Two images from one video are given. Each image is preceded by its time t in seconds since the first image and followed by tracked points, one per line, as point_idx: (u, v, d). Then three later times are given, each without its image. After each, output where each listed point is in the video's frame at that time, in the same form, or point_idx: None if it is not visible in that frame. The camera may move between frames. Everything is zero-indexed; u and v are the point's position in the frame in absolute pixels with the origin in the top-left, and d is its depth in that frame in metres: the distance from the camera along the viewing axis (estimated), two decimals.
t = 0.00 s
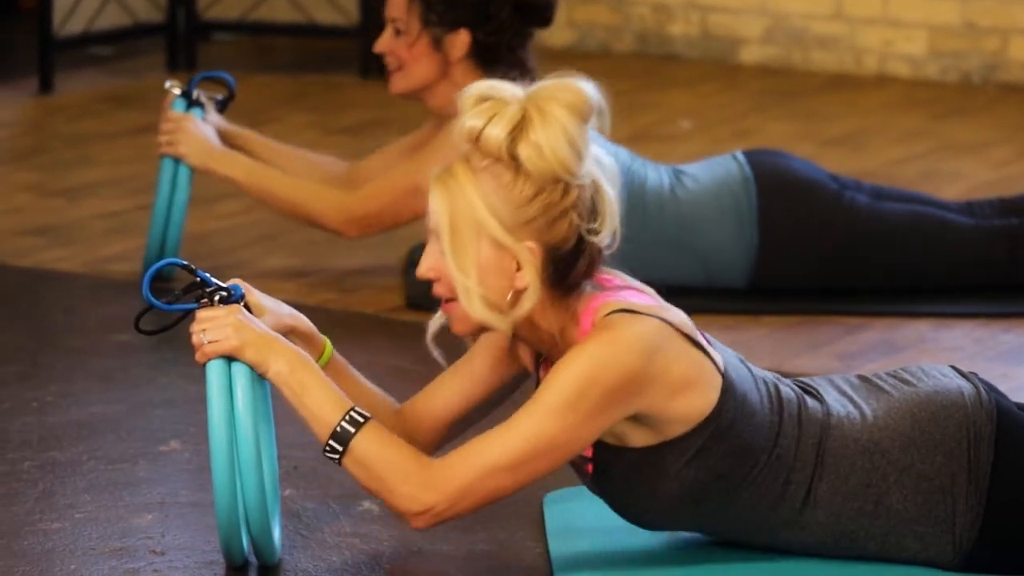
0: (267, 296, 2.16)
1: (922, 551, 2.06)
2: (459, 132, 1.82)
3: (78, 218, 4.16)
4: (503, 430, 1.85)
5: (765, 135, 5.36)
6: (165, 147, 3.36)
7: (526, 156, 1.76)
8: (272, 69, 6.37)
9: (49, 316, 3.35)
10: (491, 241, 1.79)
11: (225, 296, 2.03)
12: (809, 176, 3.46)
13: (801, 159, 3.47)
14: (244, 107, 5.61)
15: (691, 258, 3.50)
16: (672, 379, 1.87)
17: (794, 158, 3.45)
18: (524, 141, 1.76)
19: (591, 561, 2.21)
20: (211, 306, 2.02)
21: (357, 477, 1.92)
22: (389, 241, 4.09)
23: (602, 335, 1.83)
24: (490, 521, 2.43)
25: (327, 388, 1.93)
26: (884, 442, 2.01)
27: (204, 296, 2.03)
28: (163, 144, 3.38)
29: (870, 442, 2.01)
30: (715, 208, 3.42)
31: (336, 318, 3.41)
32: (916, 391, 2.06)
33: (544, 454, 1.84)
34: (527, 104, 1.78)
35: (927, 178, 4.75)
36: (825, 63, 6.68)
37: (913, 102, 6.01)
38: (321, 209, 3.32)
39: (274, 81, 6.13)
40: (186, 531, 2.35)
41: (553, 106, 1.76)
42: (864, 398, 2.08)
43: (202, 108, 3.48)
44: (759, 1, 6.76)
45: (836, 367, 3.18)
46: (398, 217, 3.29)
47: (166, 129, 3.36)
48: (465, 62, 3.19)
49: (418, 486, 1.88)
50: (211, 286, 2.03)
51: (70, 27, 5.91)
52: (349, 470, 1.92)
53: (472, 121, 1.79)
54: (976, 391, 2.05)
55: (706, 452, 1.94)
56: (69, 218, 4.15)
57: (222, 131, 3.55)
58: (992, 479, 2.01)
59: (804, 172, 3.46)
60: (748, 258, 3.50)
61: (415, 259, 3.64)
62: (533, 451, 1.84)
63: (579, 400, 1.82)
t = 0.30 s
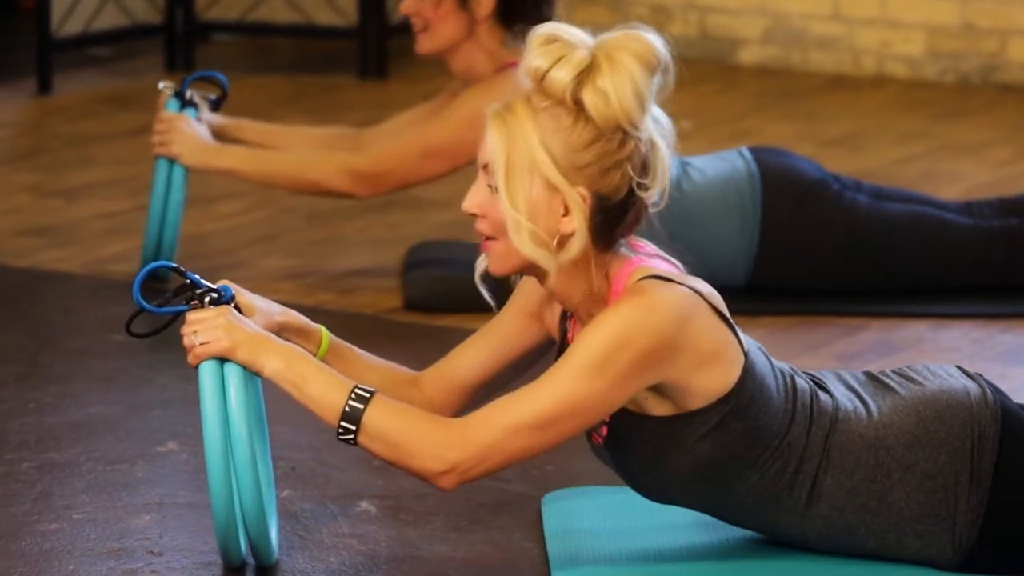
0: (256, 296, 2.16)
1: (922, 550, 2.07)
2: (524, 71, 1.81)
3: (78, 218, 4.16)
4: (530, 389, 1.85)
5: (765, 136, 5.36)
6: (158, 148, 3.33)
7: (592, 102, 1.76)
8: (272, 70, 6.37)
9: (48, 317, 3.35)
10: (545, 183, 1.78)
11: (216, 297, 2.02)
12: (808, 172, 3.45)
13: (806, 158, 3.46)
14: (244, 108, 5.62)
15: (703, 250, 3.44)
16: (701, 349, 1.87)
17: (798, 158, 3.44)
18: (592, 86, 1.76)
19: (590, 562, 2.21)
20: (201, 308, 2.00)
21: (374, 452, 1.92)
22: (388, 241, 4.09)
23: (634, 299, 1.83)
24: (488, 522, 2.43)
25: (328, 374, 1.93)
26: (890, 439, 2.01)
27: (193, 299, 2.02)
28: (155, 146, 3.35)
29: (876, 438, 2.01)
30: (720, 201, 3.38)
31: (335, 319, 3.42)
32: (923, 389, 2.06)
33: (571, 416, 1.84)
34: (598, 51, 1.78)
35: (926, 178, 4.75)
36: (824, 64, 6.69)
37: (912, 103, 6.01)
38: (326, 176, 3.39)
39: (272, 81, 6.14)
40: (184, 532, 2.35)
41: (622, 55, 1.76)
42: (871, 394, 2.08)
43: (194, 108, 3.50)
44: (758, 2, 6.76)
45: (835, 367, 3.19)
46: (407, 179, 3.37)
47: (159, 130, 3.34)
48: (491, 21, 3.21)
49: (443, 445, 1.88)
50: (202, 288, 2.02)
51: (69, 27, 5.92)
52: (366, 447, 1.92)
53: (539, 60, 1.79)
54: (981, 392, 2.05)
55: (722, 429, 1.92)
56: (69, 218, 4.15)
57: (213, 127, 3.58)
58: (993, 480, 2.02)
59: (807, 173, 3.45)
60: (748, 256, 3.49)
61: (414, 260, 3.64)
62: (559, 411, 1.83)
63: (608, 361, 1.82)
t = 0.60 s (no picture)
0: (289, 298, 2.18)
1: (919, 549, 2.07)
2: (579, 52, 1.82)
3: (77, 218, 4.16)
4: (548, 384, 1.85)
5: (763, 137, 5.36)
6: (183, 151, 3.39)
7: (657, 91, 1.79)
8: (271, 70, 6.37)
9: (46, 318, 3.35)
10: (598, 163, 1.80)
11: (253, 294, 2.03)
12: (806, 172, 3.46)
13: (805, 159, 3.47)
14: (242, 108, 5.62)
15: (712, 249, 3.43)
16: (710, 333, 1.88)
17: (797, 158, 3.45)
18: (657, 76, 1.79)
19: (589, 563, 2.20)
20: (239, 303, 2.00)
21: (404, 455, 1.92)
22: (386, 242, 4.09)
23: (641, 283, 1.84)
24: (485, 524, 2.43)
25: (357, 374, 1.93)
26: (887, 439, 2.01)
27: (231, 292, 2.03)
28: (182, 148, 3.40)
29: (873, 438, 2.01)
30: (720, 202, 3.38)
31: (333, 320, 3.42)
32: (920, 390, 2.06)
33: (591, 409, 1.84)
34: (654, 45, 1.82)
35: (925, 179, 4.75)
36: (823, 64, 6.69)
37: (911, 103, 6.01)
38: (347, 190, 3.39)
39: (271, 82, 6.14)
40: (182, 533, 2.35)
41: (681, 52, 1.81)
42: (869, 394, 2.08)
43: (223, 117, 3.52)
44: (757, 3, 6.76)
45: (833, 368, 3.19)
46: (422, 189, 3.36)
47: (186, 134, 3.38)
48: (498, 19, 3.21)
49: (467, 449, 1.88)
50: (241, 284, 2.03)
51: (68, 28, 5.92)
52: (394, 448, 1.92)
53: (603, 47, 1.81)
54: (978, 392, 2.05)
55: (721, 423, 1.92)
56: (68, 219, 4.15)
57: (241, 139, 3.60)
58: (991, 480, 2.02)
59: (807, 173, 3.46)
60: (748, 256, 3.48)
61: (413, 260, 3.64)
62: (579, 405, 1.83)
63: (623, 346, 1.83)
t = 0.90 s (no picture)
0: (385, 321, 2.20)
1: (919, 547, 2.07)
2: (613, 29, 1.87)
3: (75, 219, 4.16)
4: (605, 387, 1.84)
5: (758, 138, 5.36)
6: (217, 165, 3.42)
7: (692, 69, 1.84)
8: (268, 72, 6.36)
9: (43, 318, 3.35)
10: (642, 135, 1.83)
11: (366, 305, 2.04)
12: (806, 172, 3.45)
13: (805, 159, 3.45)
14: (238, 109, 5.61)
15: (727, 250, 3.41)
16: (740, 304, 1.88)
17: (798, 158, 3.43)
18: (691, 53, 1.85)
19: (589, 564, 2.20)
20: (349, 307, 2.03)
21: (494, 476, 1.92)
22: (383, 243, 4.09)
23: (669, 263, 1.84)
24: (482, 524, 2.43)
25: (445, 397, 1.94)
26: (892, 435, 2.01)
27: (345, 296, 2.04)
28: (216, 160, 3.43)
29: (879, 433, 2.01)
30: (724, 204, 3.35)
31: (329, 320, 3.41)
32: (927, 388, 2.06)
33: (652, 401, 1.83)
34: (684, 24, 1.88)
35: (922, 180, 4.75)
36: (819, 65, 6.69)
37: (907, 104, 6.01)
38: (375, 202, 3.38)
39: (267, 83, 6.13)
40: (179, 534, 2.34)
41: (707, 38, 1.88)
42: (878, 390, 2.07)
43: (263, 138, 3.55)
44: (755, 3, 6.76)
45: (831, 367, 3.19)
46: (448, 192, 3.34)
47: (223, 148, 3.41)
48: (505, 4, 3.21)
49: (547, 468, 1.86)
50: (356, 293, 2.05)
51: (65, 28, 5.92)
52: (483, 469, 1.92)
53: (638, 24, 1.85)
54: (985, 392, 2.05)
55: (733, 412, 1.92)
56: (66, 220, 4.15)
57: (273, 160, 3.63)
58: (993, 481, 2.01)
59: (807, 173, 3.45)
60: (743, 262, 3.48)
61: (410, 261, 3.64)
62: (640, 399, 1.83)
63: (667, 330, 1.83)
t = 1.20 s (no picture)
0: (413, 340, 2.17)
1: (919, 548, 2.07)
2: (612, 35, 1.86)
3: (75, 220, 4.15)
4: (619, 403, 1.83)
5: (757, 139, 5.36)
6: (229, 171, 3.40)
7: (691, 73, 1.86)
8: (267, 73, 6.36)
9: (42, 319, 3.35)
10: (647, 142, 1.83)
11: (401, 323, 2.06)
12: (804, 172, 3.45)
13: (806, 159, 3.46)
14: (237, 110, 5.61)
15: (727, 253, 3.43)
16: (739, 308, 1.88)
17: (799, 158, 3.44)
18: (689, 58, 1.86)
19: (590, 564, 2.20)
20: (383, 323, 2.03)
21: (518, 495, 1.91)
22: (384, 244, 4.09)
23: (670, 270, 1.83)
24: (482, 525, 2.43)
25: (470, 418, 1.93)
26: (893, 436, 2.01)
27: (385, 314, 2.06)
28: (226, 167, 3.41)
29: (880, 435, 2.01)
30: (725, 204, 3.36)
31: (329, 321, 3.42)
32: (928, 388, 2.06)
33: (667, 413, 1.83)
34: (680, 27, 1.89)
35: (922, 180, 4.75)
36: (819, 66, 6.68)
37: (907, 105, 6.01)
38: (384, 207, 3.38)
39: (267, 83, 6.13)
40: (179, 535, 2.34)
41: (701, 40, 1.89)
42: (879, 391, 2.07)
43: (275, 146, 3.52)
44: (755, 4, 6.76)
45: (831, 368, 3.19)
46: (457, 193, 3.35)
47: (235, 155, 3.40)
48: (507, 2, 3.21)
49: (570, 486, 1.86)
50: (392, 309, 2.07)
51: (64, 29, 5.92)
52: (508, 490, 1.92)
53: (639, 30, 1.85)
54: (985, 393, 2.05)
55: (733, 414, 1.92)
56: (65, 221, 4.14)
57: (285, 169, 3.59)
58: (994, 482, 2.01)
59: (809, 174, 3.46)
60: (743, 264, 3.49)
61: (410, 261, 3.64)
62: (656, 413, 1.82)
63: (674, 339, 1.82)
